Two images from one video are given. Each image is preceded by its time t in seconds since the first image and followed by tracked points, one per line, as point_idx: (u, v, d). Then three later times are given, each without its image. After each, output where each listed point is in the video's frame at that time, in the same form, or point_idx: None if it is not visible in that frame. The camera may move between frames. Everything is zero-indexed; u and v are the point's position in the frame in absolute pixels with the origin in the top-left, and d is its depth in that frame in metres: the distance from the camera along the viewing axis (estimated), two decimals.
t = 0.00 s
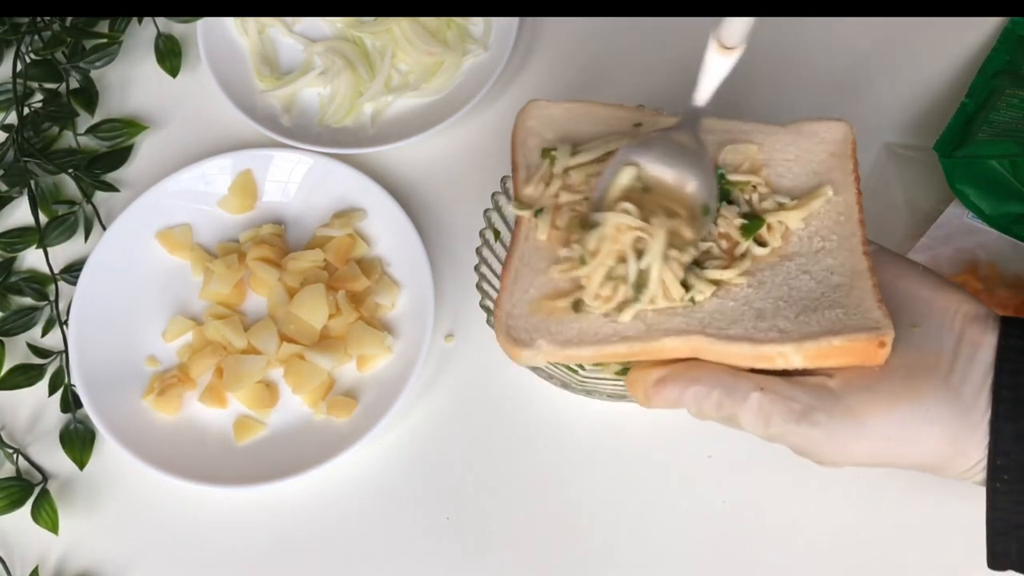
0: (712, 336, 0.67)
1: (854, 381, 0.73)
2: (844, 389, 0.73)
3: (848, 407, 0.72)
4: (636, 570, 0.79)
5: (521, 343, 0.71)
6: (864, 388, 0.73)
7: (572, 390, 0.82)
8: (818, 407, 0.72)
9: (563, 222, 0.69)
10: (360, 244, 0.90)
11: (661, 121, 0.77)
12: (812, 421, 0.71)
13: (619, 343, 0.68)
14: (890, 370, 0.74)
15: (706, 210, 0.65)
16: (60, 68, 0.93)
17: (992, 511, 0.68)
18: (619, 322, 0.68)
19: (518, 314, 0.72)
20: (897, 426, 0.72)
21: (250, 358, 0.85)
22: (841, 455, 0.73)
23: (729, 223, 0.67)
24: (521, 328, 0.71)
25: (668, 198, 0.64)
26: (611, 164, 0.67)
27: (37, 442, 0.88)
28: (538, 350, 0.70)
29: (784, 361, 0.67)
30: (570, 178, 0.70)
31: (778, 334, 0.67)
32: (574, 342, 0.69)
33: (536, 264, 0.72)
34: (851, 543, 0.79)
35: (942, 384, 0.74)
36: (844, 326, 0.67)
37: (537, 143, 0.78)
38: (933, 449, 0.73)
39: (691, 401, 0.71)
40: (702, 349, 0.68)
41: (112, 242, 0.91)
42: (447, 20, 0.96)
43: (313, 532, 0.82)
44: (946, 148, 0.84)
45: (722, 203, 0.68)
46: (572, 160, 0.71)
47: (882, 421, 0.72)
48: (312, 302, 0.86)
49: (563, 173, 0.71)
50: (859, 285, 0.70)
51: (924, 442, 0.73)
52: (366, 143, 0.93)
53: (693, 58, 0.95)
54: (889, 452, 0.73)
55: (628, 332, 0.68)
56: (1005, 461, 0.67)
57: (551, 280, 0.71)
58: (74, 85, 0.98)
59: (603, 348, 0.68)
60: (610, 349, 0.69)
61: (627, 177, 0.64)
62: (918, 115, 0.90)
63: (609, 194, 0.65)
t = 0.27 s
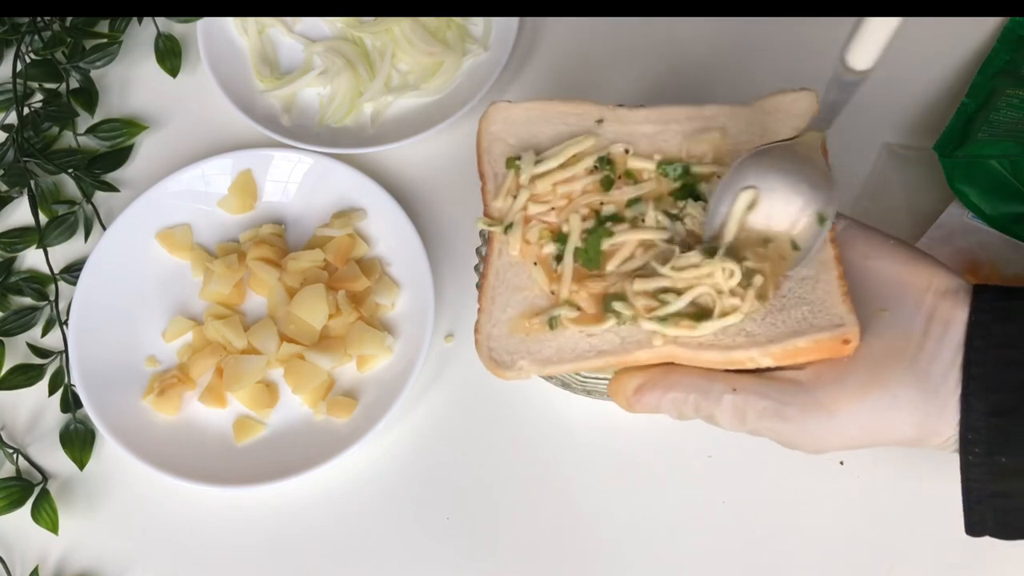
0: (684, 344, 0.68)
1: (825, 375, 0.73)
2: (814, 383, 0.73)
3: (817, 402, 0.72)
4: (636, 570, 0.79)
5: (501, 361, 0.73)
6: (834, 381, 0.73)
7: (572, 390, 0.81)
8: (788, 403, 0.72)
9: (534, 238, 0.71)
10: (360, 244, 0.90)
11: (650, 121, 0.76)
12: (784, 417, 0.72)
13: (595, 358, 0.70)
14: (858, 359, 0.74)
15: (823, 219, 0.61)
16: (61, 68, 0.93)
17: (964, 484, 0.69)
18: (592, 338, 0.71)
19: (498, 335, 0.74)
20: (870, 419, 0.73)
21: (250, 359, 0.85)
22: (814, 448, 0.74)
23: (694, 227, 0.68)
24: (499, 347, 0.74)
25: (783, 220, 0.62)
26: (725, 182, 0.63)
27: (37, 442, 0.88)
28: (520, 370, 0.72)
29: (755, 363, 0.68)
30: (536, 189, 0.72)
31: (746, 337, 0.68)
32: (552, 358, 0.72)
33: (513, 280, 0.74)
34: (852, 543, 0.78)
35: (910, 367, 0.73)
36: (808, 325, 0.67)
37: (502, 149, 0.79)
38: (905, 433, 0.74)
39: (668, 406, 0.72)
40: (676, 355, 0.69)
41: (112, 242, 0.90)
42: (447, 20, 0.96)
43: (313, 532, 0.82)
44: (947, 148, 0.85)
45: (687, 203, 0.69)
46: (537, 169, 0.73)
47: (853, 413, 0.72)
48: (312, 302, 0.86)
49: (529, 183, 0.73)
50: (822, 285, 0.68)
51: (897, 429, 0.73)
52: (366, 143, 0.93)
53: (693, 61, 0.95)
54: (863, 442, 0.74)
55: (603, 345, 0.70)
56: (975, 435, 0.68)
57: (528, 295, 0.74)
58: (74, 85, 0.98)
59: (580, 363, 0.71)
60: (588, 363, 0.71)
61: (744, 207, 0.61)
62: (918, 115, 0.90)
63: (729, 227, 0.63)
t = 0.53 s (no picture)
0: (682, 337, 0.69)
1: (823, 372, 0.73)
2: (811, 379, 0.73)
3: (816, 399, 0.72)
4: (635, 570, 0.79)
5: (500, 345, 0.73)
6: (832, 379, 0.73)
7: (571, 390, 0.81)
8: (786, 398, 0.72)
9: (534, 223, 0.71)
10: (360, 244, 0.90)
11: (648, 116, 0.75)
12: (779, 412, 0.72)
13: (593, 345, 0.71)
14: (857, 355, 0.74)
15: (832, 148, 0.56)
16: (60, 68, 0.93)
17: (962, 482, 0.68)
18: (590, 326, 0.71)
19: (495, 320, 0.74)
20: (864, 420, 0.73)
21: (251, 359, 0.85)
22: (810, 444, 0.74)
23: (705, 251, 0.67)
24: (498, 332, 0.74)
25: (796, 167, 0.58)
26: (721, 136, 0.60)
27: (37, 442, 0.88)
28: (516, 355, 0.73)
29: (751, 356, 0.69)
30: (540, 173, 0.72)
31: (745, 331, 0.69)
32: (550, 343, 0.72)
33: (513, 264, 0.74)
34: (852, 543, 0.78)
35: (908, 367, 0.73)
36: (808, 321, 0.68)
37: (507, 131, 0.79)
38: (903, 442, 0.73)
39: (664, 396, 0.72)
40: (674, 346, 0.70)
41: (112, 242, 0.90)
42: (447, 20, 0.96)
43: (313, 532, 0.82)
44: (947, 147, 0.85)
45: (692, 194, 0.69)
46: (541, 153, 0.73)
47: (851, 411, 0.72)
48: (312, 303, 0.86)
49: (534, 168, 0.73)
50: (821, 282, 0.69)
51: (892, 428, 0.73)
52: (366, 143, 0.93)
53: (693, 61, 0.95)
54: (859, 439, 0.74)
55: (601, 333, 0.71)
56: (971, 437, 0.68)
57: (527, 279, 0.74)
58: (74, 85, 0.98)
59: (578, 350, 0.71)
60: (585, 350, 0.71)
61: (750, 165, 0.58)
62: (918, 115, 0.90)
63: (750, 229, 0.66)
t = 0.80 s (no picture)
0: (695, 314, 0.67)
1: (837, 360, 0.73)
2: (824, 366, 0.73)
3: (828, 386, 0.72)
4: (635, 571, 0.79)
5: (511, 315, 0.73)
6: (844, 367, 0.73)
7: (572, 390, 0.81)
8: (798, 384, 0.72)
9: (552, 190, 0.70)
10: (360, 244, 0.90)
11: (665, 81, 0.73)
12: (791, 398, 0.72)
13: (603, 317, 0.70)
14: (871, 347, 0.74)
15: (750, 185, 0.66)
16: (61, 68, 0.93)
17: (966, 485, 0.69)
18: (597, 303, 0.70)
19: (507, 282, 0.74)
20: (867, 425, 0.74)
21: (250, 359, 0.85)
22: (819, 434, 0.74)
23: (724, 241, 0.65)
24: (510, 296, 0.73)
25: (712, 216, 0.65)
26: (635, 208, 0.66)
27: (36, 442, 0.88)
28: (524, 317, 0.72)
29: (765, 339, 0.68)
30: (564, 139, 0.70)
31: (760, 313, 0.67)
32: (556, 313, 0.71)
33: (530, 228, 0.74)
34: (852, 543, 0.78)
35: (921, 363, 0.74)
36: (825, 307, 0.67)
37: (535, 95, 0.79)
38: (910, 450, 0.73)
39: (673, 372, 0.70)
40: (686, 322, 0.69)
41: (112, 242, 0.90)
42: (447, 20, 0.96)
43: (313, 532, 0.82)
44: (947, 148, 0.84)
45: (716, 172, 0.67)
46: (567, 120, 0.70)
47: (861, 401, 0.72)
48: (312, 303, 0.86)
49: (557, 134, 0.71)
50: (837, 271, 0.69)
51: (901, 422, 0.73)
52: (366, 143, 0.93)
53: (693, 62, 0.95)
54: (867, 431, 0.74)
55: (613, 303, 0.70)
56: (981, 438, 0.68)
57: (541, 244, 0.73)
58: (74, 85, 0.98)
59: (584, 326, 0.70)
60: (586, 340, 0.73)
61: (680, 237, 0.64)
62: (919, 115, 0.90)
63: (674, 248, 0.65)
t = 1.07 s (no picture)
0: (709, 293, 0.67)
1: (848, 348, 0.73)
2: (835, 352, 0.73)
3: (838, 371, 0.72)
4: (636, 570, 0.79)
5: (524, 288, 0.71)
6: (856, 354, 0.72)
7: (572, 391, 0.80)
8: (806, 368, 0.72)
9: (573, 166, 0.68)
10: (360, 244, 0.90)
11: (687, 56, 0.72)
12: (800, 382, 0.72)
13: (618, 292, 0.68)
14: (883, 338, 0.74)
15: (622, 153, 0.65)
16: (60, 68, 0.93)
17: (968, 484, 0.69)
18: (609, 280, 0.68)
19: (523, 252, 0.71)
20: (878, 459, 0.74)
21: (250, 358, 0.85)
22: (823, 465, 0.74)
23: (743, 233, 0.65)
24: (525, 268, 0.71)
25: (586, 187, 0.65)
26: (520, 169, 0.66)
27: (36, 442, 0.88)
28: (539, 289, 0.70)
29: (778, 323, 0.68)
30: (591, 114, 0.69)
31: (774, 296, 0.67)
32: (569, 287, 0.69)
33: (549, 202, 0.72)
34: (852, 543, 0.79)
35: (932, 356, 0.73)
36: (841, 293, 0.67)
37: (562, 69, 0.77)
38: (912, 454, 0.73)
39: (685, 352, 0.70)
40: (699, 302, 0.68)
41: (112, 241, 0.90)
42: (447, 20, 0.96)
43: (313, 532, 0.82)
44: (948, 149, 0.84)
45: (737, 161, 0.67)
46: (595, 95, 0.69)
47: (869, 390, 0.72)
48: (312, 303, 0.86)
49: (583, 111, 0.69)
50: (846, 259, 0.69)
51: (908, 416, 0.73)
52: (365, 143, 0.93)
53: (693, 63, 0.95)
54: (873, 421, 0.74)
55: (628, 281, 0.68)
56: (991, 434, 0.68)
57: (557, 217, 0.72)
58: (74, 85, 0.98)
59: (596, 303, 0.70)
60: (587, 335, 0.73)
61: (584, 220, 0.64)
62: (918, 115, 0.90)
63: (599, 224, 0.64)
